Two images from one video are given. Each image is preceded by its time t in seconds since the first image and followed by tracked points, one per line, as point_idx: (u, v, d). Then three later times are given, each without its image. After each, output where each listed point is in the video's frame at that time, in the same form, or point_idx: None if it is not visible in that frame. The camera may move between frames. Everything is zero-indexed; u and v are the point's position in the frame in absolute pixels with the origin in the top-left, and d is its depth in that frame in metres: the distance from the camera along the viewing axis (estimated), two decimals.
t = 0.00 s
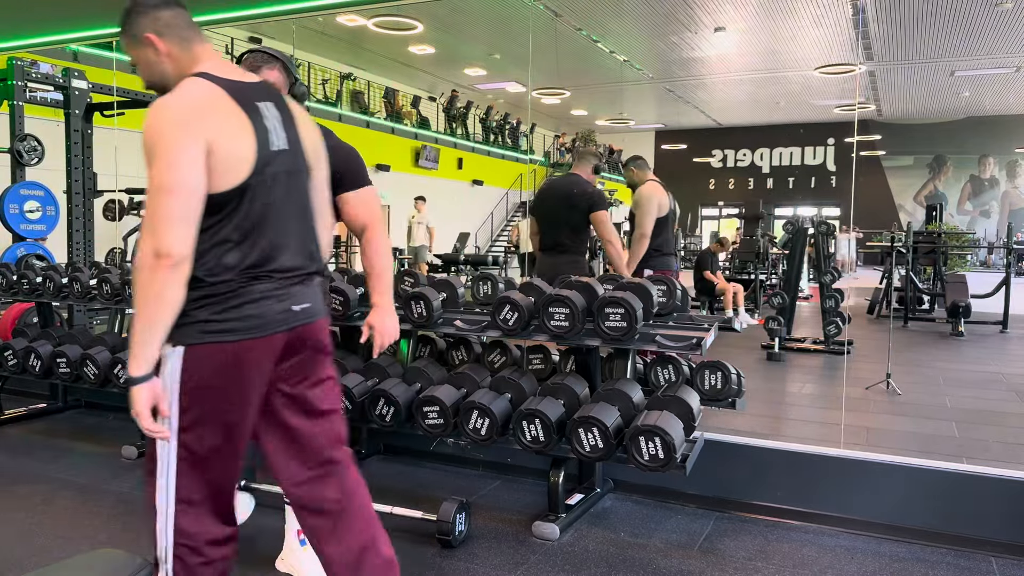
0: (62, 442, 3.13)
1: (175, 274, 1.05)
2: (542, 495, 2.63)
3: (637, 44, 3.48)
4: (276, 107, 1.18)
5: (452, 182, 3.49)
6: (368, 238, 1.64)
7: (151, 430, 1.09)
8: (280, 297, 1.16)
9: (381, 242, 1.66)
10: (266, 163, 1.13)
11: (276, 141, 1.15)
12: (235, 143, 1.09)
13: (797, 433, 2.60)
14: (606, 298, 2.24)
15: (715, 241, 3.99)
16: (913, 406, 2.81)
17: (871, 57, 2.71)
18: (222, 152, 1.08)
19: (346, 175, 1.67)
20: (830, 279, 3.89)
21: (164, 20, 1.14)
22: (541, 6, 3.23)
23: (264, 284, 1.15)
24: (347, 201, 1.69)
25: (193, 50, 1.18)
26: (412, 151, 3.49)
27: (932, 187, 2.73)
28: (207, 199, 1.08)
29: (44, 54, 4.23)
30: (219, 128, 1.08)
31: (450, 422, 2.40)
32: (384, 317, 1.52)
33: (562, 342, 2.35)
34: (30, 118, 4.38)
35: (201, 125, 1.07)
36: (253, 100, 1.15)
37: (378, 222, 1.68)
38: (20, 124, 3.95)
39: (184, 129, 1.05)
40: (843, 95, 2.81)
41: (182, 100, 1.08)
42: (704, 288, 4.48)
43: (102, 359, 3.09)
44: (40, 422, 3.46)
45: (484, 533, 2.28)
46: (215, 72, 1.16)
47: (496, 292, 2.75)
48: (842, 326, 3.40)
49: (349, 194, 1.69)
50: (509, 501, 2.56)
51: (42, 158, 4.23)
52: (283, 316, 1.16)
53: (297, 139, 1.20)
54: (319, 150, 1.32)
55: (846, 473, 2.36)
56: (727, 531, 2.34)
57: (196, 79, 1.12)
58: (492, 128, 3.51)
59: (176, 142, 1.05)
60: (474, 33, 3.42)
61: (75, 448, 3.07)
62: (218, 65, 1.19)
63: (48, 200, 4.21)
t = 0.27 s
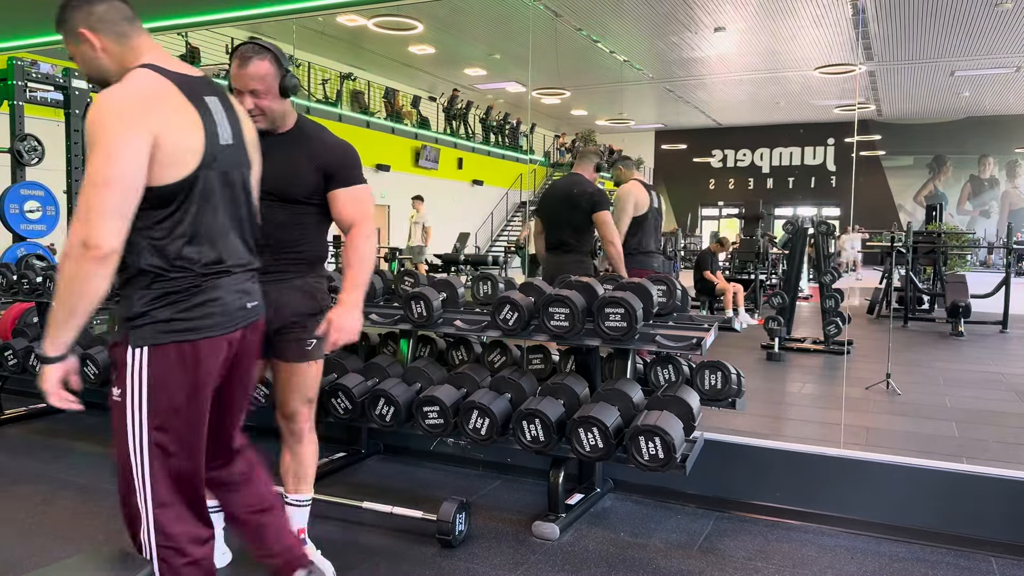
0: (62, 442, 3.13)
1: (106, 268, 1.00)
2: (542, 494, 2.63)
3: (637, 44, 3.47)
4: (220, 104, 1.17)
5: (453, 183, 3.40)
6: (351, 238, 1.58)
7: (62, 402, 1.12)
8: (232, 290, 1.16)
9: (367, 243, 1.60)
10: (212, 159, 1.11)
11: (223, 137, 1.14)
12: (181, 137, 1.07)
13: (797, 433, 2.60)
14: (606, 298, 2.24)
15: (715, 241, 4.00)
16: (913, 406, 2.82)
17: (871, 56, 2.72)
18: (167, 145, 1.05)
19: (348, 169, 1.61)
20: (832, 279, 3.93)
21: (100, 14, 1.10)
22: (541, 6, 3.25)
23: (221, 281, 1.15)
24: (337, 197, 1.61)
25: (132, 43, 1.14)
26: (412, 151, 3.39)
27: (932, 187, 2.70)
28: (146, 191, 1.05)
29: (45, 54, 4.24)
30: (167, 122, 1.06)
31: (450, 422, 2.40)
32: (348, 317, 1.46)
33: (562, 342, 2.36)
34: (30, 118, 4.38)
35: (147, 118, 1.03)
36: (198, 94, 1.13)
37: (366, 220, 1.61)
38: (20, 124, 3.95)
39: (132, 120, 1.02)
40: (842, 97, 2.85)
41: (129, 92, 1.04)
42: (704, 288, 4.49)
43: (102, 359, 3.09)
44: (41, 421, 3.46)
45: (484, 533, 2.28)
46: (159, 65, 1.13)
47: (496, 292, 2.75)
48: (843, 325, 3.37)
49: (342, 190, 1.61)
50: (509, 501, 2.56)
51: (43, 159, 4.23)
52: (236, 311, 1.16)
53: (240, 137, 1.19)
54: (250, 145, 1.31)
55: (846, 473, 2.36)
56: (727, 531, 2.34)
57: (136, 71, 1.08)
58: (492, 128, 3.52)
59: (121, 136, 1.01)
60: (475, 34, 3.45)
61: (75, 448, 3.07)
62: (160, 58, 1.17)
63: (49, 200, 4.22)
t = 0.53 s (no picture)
0: (62, 442, 3.13)
1: (70, 260, 1.03)
2: (541, 495, 2.63)
3: (636, 44, 3.48)
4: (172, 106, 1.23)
5: (453, 183, 3.45)
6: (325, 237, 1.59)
7: None
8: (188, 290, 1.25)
9: (342, 242, 1.60)
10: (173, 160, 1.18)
11: (178, 141, 1.21)
12: (150, 138, 1.13)
13: (797, 433, 2.60)
14: (606, 298, 2.24)
15: (715, 241, 4.01)
16: (913, 406, 2.82)
17: (871, 57, 2.70)
18: (139, 147, 1.11)
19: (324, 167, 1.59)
20: (830, 280, 3.93)
21: (49, 16, 1.11)
22: (541, 6, 3.28)
23: (182, 280, 1.24)
24: (313, 194, 1.58)
25: (81, 44, 1.15)
26: (412, 151, 3.49)
27: (932, 187, 2.70)
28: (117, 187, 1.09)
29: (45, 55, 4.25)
30: (137, 123, 1.11)
31: (450, 422, 2.40)
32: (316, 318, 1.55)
33: (562, 342, 2.36)
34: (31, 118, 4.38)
35: (123, 120, 1.08)
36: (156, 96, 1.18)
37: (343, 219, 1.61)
38: (20, 124, 3.95)
39: (107, 121, 1.07)
40: (842, 95, 2.83)
41: (97, 92, 1.08)
42: (704, 288, 4.49)
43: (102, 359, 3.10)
44: (41, 422, 3.46)
45: (484, 533, 2.28)
46: (117, 66, 1.16)
47: (496, 292, 2.75)
48: (843, 325, 3.37)
49: (319, 187, 1.58)
50: (509, 501, 2.56)
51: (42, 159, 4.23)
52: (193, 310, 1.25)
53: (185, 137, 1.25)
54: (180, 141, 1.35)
55: (846, 474, 2.36)
56: (727, 531, 2.34)
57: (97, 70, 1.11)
58: (492, 127, 3.52)
59: (97, 136, 1.05)
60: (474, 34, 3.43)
61: (75, 448, 3.07)
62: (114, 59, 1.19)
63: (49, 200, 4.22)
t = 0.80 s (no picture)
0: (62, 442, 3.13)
1: (65, 254, 1.11)
2: (541, 494, 2.63)
3: (637, 44, 3.47)
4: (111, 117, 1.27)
5: (453, 183, 3.40)
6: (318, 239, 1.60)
7: None
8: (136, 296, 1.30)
9: (333, 242, 1.63)
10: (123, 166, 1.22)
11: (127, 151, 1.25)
12: (103, 146, 1.18)
13: (796, 433, 2.60)
14: (606, 298, 2.24)
15: (715, 241, 4.02)
16: (912, 406, 2.83)
17: (871, 57, 2.70)
18: (95, 151, 1.16)
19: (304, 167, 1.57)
20: (831, 279, 3.94)
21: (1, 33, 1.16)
22: (541, 6, 3.26)
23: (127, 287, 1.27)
24: (301, 196, 1.58)
25: (29, 60, 1.19)
26: (412, 151, 3.43)
27: (932, 187, 2.69)
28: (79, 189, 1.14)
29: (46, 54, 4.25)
30: (91, 130, 1.15)
31: (450, 422, 2.40)
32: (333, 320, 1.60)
33: (562, 342, 2.36)
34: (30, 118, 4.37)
35: (77, 125, 1.13)
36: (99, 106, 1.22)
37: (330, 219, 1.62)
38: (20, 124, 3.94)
39: (63, 127, 1.11)
40: (842, 95, 2.81)
41: (47, 102, 1.12)
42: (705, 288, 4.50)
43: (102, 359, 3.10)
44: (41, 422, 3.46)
45: (484, 533, 2.28)
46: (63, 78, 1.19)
47: (496, 292, 2.75)
48: (843, 325, 3.38)
49: (304, 190, 1.57)
50: (509, 501, 2.56)
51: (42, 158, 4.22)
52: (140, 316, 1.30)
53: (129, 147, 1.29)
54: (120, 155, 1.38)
55: (846, 474, 2.37)
56: (727, 531, 2.34)
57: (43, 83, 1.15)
58: (492, 127, 3.50)
59: (56, 142, 1.10)
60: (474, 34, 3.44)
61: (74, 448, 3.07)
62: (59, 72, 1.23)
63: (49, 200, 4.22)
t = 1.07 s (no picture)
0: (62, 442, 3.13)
1: None
2: (541, 495, 2.63)
3: (637, 44, 3.49)
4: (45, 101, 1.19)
5: (452, 183, 3.43)
6: (328, 246, 1.55)
7: None
8: (81, 288, 1.28)
9: (345, 247, 1.57)
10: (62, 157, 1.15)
11: (70, 144, 1.18)
12: (37, 134, 1.08)
13: (796, 433, 2.60)
14: (607, 298, 2.24)
15: (715, 240, 4.03)
16: (912, 406, 2.83)
17: (871, 57, 2.70)
18: (29, 141, 1.07)
19: (309, 171, 1.52)
20: (831, 279, 3.94)
21: None
22: (541, 6, 3.28)
23: (68, 283, 1.24)
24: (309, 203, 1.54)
25: None
26: (412, 151, 3.48)
27: (932, 187, 2.67)
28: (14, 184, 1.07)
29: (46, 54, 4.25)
30: (25, 117, 1.06)
31: (450, 422, 2.40)
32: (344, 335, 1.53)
33: (562, 342, 2.36)
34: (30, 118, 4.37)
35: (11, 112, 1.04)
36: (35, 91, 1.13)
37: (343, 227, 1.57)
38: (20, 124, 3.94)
39: None
40: (842, 96, 2.80)
41: None
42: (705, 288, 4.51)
43: (102, 359, 3.10)
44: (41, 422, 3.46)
45: (484, 533, 2.28)
46: None
47: (496, 292, 2.73)
48: (843, 325, 3.39)
49: (315, 195, 1.53)
50: (509, 501, 2.56)
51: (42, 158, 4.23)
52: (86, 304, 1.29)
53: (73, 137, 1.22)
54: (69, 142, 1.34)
55: (846, 474, 2.36)
56: (727, 531, 2.34)
57: None
58: (492, 128, 3.50)
59: None
60: (474, 33, 3.43)
61: (75, 447, 3.07)
62: None
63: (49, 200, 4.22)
